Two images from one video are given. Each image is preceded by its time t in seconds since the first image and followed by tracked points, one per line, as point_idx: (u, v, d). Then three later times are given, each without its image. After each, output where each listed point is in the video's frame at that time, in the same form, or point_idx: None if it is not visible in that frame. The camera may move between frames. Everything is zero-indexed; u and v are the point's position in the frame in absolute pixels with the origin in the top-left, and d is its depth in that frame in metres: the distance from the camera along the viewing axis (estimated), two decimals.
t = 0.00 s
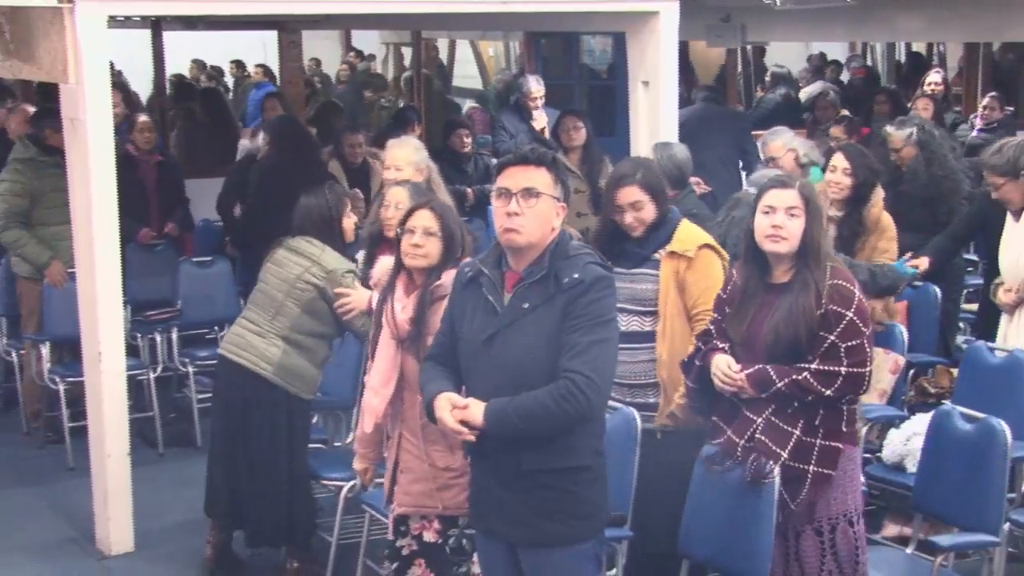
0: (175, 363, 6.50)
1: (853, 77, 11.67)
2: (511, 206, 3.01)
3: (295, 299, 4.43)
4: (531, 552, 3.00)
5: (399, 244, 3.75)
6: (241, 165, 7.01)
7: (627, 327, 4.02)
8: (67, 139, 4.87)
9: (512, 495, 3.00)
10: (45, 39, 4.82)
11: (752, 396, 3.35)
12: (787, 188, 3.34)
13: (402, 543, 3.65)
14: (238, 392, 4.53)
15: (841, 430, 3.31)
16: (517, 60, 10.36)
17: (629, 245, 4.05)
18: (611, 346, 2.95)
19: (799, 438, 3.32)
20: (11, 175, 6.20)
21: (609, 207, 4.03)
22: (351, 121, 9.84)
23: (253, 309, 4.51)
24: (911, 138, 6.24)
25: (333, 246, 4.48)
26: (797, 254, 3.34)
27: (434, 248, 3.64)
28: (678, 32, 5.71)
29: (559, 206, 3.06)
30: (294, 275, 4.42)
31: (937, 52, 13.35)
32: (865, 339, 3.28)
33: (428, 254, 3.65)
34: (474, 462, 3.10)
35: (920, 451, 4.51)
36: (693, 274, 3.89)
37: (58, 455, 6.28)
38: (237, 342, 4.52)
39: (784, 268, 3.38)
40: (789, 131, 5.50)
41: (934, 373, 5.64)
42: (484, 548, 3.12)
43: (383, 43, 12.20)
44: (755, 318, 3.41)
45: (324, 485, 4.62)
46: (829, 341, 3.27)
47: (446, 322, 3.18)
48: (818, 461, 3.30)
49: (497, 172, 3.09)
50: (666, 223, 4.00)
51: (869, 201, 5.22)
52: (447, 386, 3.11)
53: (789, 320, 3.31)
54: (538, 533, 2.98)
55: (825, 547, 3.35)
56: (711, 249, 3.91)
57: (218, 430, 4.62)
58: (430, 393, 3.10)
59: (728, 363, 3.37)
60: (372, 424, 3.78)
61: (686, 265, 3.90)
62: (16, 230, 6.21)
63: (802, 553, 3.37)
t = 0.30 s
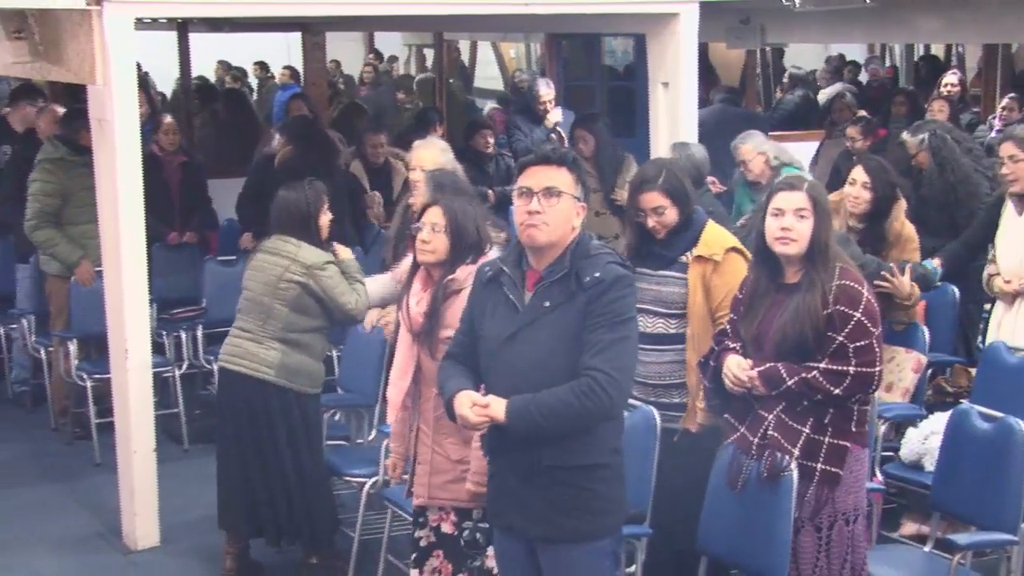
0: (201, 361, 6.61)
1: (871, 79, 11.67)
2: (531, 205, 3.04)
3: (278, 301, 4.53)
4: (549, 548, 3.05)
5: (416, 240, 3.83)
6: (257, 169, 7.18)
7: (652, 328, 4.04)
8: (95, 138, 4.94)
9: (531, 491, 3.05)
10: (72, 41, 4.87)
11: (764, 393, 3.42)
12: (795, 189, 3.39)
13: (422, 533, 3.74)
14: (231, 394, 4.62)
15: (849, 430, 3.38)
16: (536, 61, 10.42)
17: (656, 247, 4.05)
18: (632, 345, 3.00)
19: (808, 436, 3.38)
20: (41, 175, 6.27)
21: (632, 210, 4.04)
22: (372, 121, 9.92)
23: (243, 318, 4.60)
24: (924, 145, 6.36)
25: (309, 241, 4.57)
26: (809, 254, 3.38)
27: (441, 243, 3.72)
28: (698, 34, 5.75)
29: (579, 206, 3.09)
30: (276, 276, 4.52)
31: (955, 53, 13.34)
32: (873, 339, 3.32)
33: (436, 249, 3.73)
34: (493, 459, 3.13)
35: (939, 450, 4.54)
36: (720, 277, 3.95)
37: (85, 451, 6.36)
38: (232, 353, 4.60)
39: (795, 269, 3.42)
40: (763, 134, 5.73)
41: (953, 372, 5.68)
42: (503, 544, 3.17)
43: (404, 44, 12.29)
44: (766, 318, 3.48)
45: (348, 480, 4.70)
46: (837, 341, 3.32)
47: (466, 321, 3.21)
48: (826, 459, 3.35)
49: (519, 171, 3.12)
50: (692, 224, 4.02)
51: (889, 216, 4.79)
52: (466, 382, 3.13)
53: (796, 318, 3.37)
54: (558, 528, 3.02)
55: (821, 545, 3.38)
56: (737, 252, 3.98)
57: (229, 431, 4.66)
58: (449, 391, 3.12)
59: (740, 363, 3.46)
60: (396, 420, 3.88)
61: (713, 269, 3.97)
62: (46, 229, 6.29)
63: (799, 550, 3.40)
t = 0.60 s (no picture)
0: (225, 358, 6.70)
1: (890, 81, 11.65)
2: (555, 204, 3.07)
3: (276, 299, 4.56)
4: (569, 544, 3.08)
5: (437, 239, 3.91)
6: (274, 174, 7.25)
7: (678, 330, 4.05)
8: (121, 138, 5.00)
9: (550, 487, 3.08)
10: (99, 41, 4.94)
11: (796, 395, 3.42)
12: (819, 190, 3.45)
13: (439, 526, 3.80)
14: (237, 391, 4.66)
15: (877, 428, 3.41)
16: (557, 63, 10.45)
17: (678, 249, 4.07)
18: (654, 344, 3.03)
19: (838, 436, 3.42)
20: (74, 174, 6.34)
21: (648, 212, 4.06)
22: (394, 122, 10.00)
23: (243, 321, 4.63)
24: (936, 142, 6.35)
25: (293, 235, 4.60)
26: (832, 254, 3.42)
27: (454, 241, 3.78)
28: (719, 34, 5.78)
29: (602, 206, 3.13)
30: (273, 275, 4.55)
31: (976, 55, 13.29)
32: (905, 338, 3.35)
33: (449, 246, 3.79)
34: (515, 455, 3.17)
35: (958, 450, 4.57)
36: (742, 277, 3.98)
37: (112, 447, 6.44)
38: (239, 357, 4.63)
39: (818, 269, 3.46)
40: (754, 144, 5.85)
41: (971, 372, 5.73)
42: (521, 540, 3.21)
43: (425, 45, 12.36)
44: (789, 319, 3.50)
45: (370, 477, 4.75)
46: (870, 341, 3.34)
47: (488, 320, 3.25)
48: (855, 458, 3.39)
49: (541, 170, 3.16)
50: (715, 225, 4.02)
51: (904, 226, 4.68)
52: (489, 381, 3.16)
53: (822, 318, 3.39)
54: (579, 525, 3.05)
55: (857, 543, 3.42)
56: (760, 254, 3.99)
57: (243, 434, 4.69)
58: (473, 390, 3.15)
59: (770, 366, 3.46)
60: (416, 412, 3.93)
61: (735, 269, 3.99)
62: (82, 227, 6.37)
63: (835, 548, 3.44)
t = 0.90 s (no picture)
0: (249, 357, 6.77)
1: (909, 84, 11.66)
2: (578, 204, 3.11)
3: (308, 302, 4.63)
4: (591, 542, 3.12)
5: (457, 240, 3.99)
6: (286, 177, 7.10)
7: (702, 328, 4.09)
8: (146, 138, 5.07)
9: (576, 489, 3.11)
10: (125, 43, 5.00)
11: (850, 403, 3.35)
12: (849, 192, 3.42)
13: (459, 522, 3.85)
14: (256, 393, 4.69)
15: (919, 432, 3.41)
16: (577, 65, 10.51)
17: (702, 248, 4.11)
18: (677, 343, 3.06)
19: (887, 442, 3.38)
20: (103, 174, 6.44)
21: (672, 211, 4.10)
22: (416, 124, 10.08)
23: (272, 328, 4.65)
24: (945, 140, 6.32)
25: (312, 237, 4.69)
26: (866, 256, 3.39)
27: (473, 238, 3.86)
28: (738, 36, 5.82)
29: (625, 207, 3.16)
30: (307, 279, 4.62)
31: (996, 58, 13.27)
32: (949, 339, 3.35)
33: (468, 244, 3.88)
34: (539, 453, 3.20)
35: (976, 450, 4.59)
36: (766, 275, 3.98)
37: (136, 444, 6.51)
38: (273, 365, 4.64)
39: (852, 271, 3.43)
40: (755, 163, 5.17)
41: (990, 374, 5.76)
42: (545, 538, 3.24)
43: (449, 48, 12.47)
44: (826, 324, 3.43)
45: (392, 475, 4.78)
46: (920, 345, 3.32)
47: (512, 321, 3.29)
48: (900, 462, 3.37)
49: (565, 171, 3.20)
50: (740, 225, 4.07)
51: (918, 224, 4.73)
52: (513, 381, 3.20)
53: (870, 324, 3.35)
54: (603, 523, 3.09)
55: (900, 549, 3.39)
56: (784, 254, 4.00)
57: (273, 428, 4.69)
58: (497, 389, 3.19)
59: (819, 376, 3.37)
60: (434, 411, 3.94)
61: (758, 268, 4.00)
62: (121, 224, 6.50)
63: (878, 556, 3.39)
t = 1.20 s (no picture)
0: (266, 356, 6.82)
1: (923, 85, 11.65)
2: (599, 203, 3.14)
3: (328, 302, 4.65)
4: (610, 540, 3.15)
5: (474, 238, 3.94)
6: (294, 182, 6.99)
7: (722, 326, 4.11)
8: (166, 139, 5.11)
9: (596, 486, 3.14)
10: (146, 45, 5.06)
11: (894, 410, 3.40)
12: (884, 197, 3.46)
13: (478, 523, 3.88)
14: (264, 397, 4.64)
15: (956, 440, 3.48)
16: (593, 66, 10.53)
17: (722, 246, 4.13)
18: (696, 340, 3.07)
19: (932, 448, 3.43)
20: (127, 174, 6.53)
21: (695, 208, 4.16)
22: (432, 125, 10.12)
23: (291, 328, 4.62)
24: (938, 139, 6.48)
25: (322, 236, 4.71)
26: (902, 260, 3.45)
27: (498, 240, 3.81)
28: (754, 37, 5.85)
29: (645, 206, 3.18)
30: (328, 278, 4.64)
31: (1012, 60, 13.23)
32: (993, 344, 3.40)
33: (493, 246, 3.82)
34: (558, 450, 3.24)
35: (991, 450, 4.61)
36: (785, 274, 4.00)
37: (155, 441, 6.57)
38: (293, 366, 4.62)
39: (887, 276, 3.49)
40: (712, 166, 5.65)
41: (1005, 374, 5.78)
42: (567, 537, 3.27)
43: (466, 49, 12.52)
44: (864, 330, 3.49)
45: (407, 474, 4.81)
46: (964, 351, 3.37)
47: (533, 319, 3.32)
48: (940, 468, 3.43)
49: (587, 171, 3.23)
50: (762, 224, 4.07)
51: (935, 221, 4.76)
52: (534, 379, 3.23)
53: (908, 331, 3.41)
54: (620, 520, 3.12)
55: (931, 556, 3.44)
56: (804, 252, 4.02)
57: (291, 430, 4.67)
58: (518, 388, 3.22)
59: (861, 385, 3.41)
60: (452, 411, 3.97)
61: (778, 267, 4.01)
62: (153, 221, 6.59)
63: (910, 562, 3.43)
